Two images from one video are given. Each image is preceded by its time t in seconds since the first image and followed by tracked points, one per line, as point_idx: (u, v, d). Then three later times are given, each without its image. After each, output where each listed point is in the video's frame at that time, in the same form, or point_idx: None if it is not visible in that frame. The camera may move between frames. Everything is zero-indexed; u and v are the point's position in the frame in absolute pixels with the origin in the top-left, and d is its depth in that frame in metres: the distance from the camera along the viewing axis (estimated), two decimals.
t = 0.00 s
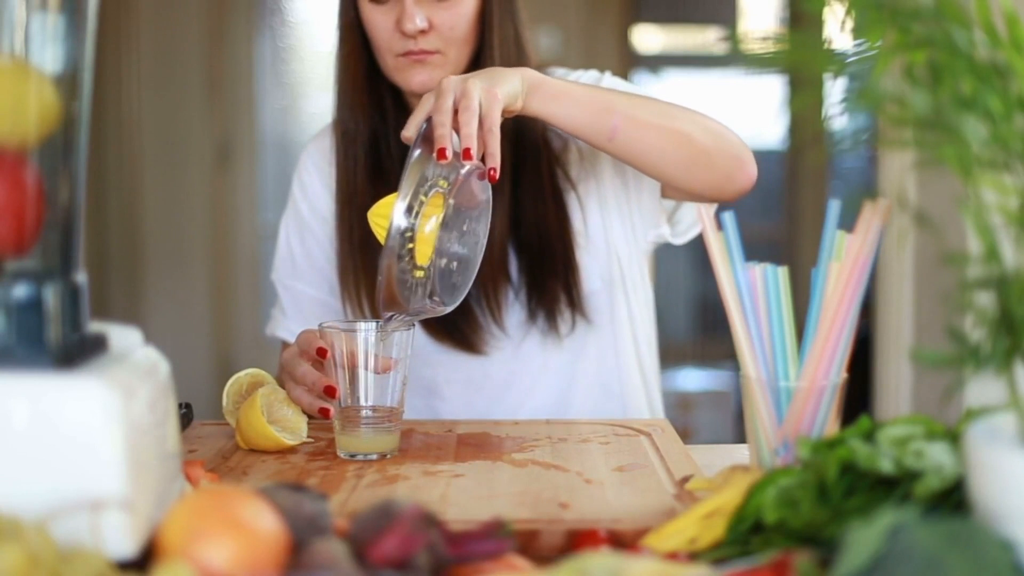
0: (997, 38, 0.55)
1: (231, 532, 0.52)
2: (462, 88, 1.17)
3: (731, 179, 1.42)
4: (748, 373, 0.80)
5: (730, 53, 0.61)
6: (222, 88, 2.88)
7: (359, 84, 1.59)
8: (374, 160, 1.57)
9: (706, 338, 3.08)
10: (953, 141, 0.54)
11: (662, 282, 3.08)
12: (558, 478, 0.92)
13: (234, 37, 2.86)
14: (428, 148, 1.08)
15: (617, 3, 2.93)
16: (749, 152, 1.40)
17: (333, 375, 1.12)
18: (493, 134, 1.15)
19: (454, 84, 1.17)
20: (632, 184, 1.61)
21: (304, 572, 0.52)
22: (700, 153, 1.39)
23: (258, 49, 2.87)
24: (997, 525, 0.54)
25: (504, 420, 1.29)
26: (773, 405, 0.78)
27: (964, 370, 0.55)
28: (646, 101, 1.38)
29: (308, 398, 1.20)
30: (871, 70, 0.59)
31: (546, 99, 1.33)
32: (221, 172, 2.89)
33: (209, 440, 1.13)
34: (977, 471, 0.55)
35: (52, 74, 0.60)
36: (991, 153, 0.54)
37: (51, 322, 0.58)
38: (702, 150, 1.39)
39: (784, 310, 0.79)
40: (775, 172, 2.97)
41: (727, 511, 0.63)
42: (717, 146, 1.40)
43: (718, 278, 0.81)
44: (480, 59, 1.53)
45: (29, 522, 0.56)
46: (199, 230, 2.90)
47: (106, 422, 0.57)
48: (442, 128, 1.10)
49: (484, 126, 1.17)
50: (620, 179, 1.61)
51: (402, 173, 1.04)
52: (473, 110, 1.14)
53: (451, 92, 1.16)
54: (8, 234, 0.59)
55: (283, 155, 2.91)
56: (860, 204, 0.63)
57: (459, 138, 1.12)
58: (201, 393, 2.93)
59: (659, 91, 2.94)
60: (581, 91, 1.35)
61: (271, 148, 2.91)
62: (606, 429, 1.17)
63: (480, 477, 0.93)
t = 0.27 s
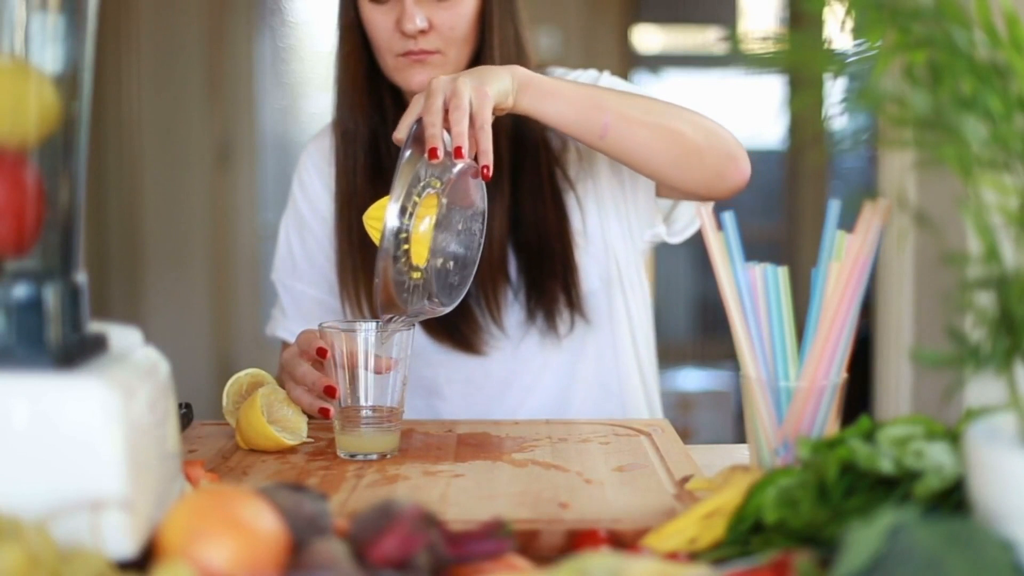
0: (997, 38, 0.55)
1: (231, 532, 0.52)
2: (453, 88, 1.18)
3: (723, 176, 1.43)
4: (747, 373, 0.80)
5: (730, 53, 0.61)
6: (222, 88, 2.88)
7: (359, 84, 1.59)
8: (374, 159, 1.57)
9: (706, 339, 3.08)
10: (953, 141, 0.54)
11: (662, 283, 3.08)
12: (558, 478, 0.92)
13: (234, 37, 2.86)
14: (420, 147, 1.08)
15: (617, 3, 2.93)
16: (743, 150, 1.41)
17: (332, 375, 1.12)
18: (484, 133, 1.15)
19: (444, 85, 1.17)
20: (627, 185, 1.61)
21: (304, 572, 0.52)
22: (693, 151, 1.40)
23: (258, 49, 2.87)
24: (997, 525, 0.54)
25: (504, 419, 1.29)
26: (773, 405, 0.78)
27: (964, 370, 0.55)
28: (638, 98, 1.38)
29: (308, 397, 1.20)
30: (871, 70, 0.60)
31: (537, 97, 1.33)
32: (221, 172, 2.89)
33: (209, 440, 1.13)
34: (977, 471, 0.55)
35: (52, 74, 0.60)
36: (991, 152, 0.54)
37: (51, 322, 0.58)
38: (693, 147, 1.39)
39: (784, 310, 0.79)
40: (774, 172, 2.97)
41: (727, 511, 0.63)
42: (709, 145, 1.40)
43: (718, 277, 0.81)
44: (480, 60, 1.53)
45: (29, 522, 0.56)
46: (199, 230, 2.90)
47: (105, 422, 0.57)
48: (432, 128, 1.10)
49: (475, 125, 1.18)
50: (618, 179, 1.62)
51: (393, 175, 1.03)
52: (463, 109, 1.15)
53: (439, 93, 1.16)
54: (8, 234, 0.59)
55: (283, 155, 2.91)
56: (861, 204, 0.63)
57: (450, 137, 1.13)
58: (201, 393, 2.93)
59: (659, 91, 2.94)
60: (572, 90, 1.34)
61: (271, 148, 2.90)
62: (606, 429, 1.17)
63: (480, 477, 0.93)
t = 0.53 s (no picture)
0: (997, 37, 0.55)
1: (232, 532, 0.52)
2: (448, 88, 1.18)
3: (719, 175, 1.42)
4: (747, 373, 0.80)
5: (730, 53, 0.61)
6: (222, 88, 2.88)
7: (360, 84, 1.59)
8: (374, 159, 1.57)
9: (706, 338, 3.08)
10: (953, 141, 0.54)
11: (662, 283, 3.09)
12: (558, 478, 0.92)
13: (234, 37, 2.86)
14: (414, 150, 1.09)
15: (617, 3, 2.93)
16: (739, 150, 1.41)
17: (332, 375, 1.12)
18: (479, 133, 1.16)
19: (436, 87, 1.17)
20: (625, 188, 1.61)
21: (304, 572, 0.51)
22: (688, 151, 1.40)
23: (258, 49, 2.87)
24: (998, 525, 0.54)
25: (504, 420, 1.29)
26: (773, 405, 0.78)
27: (964, 370, 0.55)
28: (630, 99, 1.39)
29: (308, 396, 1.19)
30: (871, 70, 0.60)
31: (530, 98, 1.32)
32: (221, 172, 2.89)
33: (209, 440, 1.13)
34: (976, 470, 0.55)
35: (52, 74, 0.60)
36: (991, 153, 0.54)
37: (51, 322, 0.58)
38: (688, 146, 1.39)
39: (784, 310, 0.79)
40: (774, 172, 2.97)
41: (727, 511, 0.63)
42: (705, 145, 1.40)
43: (718, 277, 0.81)
44: (481, 60, 1.53)
45: (29, 522, 0.56)
46: (199, 230, 2.90)
47: (106, 422, 0.57)
48: (426, 129, 1.11)
49: (469, 125, 1.18)
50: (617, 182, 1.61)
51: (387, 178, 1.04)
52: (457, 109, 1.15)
53: (434, 94, 1.16)
54: (8, 234, 0.59)
55: (283, 155, 2.91)
56: (861, 204, 0.63)
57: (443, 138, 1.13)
58: (201, 393, 2.93)
59: (659, 91, 2.94)
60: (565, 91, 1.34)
61: (271, 148, 2.90)
62: (606, 429, 1.17)
63: (480, 477, 0.93)
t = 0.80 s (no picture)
0: (997, 37, 0.55)
1: (231, 532, 0.52)
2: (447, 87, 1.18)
3: (719, 175, 1.42)
4: (747, 373, 0.80)
5: (730, 53, 0.61)
6: (222, 88, 2.88)
7: (362, 83, 1.59)
8: (375, 159, 1.57)
9: (706, 338, 3.08)
10: (953, 141, 0.54)
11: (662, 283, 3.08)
12: (558, 478, 0.92)
13: (235, 37, 2.86)
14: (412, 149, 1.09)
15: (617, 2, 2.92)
16: (738, 150, 1.41)
17: (332, 375, 1.12)
18: (479, 132, 1.16)
19: (435, 87, 1.18)
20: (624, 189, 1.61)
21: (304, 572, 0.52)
22: (688, 150, 1.40)
23: (258, 49, 2.87)
24: (997, 525, 0.54)
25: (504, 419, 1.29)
26: (773, 405, 0.78)
27: (964, 370, 0.55)
28: (630, 99, 1.39)
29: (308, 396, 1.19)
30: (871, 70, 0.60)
31: (531, 97, 1.32)
32: (221, 172, 2.89)
33: (209, 440, 1.13)
34: (976, 471, 0.55)
35: (52, 74, 0.60)
36: (991, 152, 0.54)
37: (51, 322, 0.58)
38: (688, 146, 1.39)
39: (784, 310, 0.79)
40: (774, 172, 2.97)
41: (727, 511, 0.63)
42: (704, 144, 1.40)
43: (718, 278, 0.81)
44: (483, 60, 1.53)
45: (29, 522, 0.56)
46: (199, 230, 2.90)
47: (105, 422, 0.57)
48: (425, 129, 1.11)
49: (468, 125, 1.18)
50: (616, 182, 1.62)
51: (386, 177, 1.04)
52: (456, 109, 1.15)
53: (433, 94, 1.17)
54: (8, 234, 0.59)
55: (283, 155, 2.91)
56: (860, 204, 0.63)
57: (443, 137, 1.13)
58: (201, 392, 2.93)
59: (659, 91, 2.94)
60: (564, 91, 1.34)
61: (272, 147, 2.90)
62: (606, 429, 1.17)
63: (480, 477, 0.93)
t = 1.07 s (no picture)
0: (997, 37, 0.54)
1: (231, 532, 0.52)
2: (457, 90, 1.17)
3: (723, 181, 1.42)
4: (747, 373, 0.80)
5: (730, 53, 0.61)
6: (222, 88, 2.88)
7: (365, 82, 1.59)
8: (376, 159, 1.57)
9: (706, 338, 3.08)
10: (953, 141, 0.54)
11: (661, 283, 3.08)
12: (558, 478, 0.92)
13: (235, 37, 2.86)
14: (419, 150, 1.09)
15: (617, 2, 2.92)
16: (743, 155, 1.40)
17: (332, 375, 1.12)
18: (486, 137, 1.15)
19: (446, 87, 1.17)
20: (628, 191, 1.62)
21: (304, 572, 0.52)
22: (692, 156, 1.40)
23: (258, 49, 2.87)
24: (997, 525, 0.54)
25: (504, 419, 1.29)
26: (773, 405, 0.78)
27: (964, 370, 0.55)
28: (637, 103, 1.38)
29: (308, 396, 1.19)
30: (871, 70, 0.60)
31: (538, 101, 1.32)
32: (221, 171, 2.90)
33: (209, 440, 1.13)
34: (976, 470, 0.55)
35: (52, 74, 0.60)
36: (991, 152, 0.54)
37: (51, 322, 0.58)
38: (692, 151, 1.39)
39: (784, 310, 0.79)
40: (773, 173, 2.97)
41: (727, 511, 0.63)
42: (710, 149, 1.40)
43: (719, 278, 0.81)
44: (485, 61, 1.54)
45: (29, 522, 0.56)
46: (199, 230, 2.90)
47: (105, 423, 0.57)
48: (434, 131, 1.10)
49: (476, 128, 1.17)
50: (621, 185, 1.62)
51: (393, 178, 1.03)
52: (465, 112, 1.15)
53: (443, 95, 1.16)
54: (8, 234, 0.58)
55: (283, 155, 2.91)
56: (861, 204, 0.63)
57: (450, 141, 1.12)
58: (201, 392, 2.93)
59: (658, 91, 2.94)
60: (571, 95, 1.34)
61: (272, 147, 2.91)
62: (606, 429, 1.17)
63: (479, 477, 0.93)
